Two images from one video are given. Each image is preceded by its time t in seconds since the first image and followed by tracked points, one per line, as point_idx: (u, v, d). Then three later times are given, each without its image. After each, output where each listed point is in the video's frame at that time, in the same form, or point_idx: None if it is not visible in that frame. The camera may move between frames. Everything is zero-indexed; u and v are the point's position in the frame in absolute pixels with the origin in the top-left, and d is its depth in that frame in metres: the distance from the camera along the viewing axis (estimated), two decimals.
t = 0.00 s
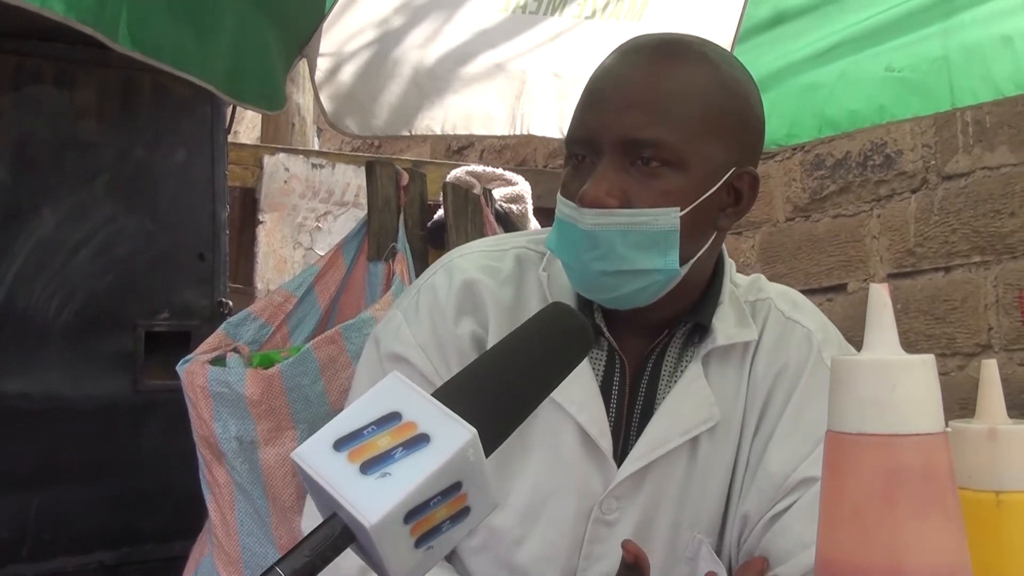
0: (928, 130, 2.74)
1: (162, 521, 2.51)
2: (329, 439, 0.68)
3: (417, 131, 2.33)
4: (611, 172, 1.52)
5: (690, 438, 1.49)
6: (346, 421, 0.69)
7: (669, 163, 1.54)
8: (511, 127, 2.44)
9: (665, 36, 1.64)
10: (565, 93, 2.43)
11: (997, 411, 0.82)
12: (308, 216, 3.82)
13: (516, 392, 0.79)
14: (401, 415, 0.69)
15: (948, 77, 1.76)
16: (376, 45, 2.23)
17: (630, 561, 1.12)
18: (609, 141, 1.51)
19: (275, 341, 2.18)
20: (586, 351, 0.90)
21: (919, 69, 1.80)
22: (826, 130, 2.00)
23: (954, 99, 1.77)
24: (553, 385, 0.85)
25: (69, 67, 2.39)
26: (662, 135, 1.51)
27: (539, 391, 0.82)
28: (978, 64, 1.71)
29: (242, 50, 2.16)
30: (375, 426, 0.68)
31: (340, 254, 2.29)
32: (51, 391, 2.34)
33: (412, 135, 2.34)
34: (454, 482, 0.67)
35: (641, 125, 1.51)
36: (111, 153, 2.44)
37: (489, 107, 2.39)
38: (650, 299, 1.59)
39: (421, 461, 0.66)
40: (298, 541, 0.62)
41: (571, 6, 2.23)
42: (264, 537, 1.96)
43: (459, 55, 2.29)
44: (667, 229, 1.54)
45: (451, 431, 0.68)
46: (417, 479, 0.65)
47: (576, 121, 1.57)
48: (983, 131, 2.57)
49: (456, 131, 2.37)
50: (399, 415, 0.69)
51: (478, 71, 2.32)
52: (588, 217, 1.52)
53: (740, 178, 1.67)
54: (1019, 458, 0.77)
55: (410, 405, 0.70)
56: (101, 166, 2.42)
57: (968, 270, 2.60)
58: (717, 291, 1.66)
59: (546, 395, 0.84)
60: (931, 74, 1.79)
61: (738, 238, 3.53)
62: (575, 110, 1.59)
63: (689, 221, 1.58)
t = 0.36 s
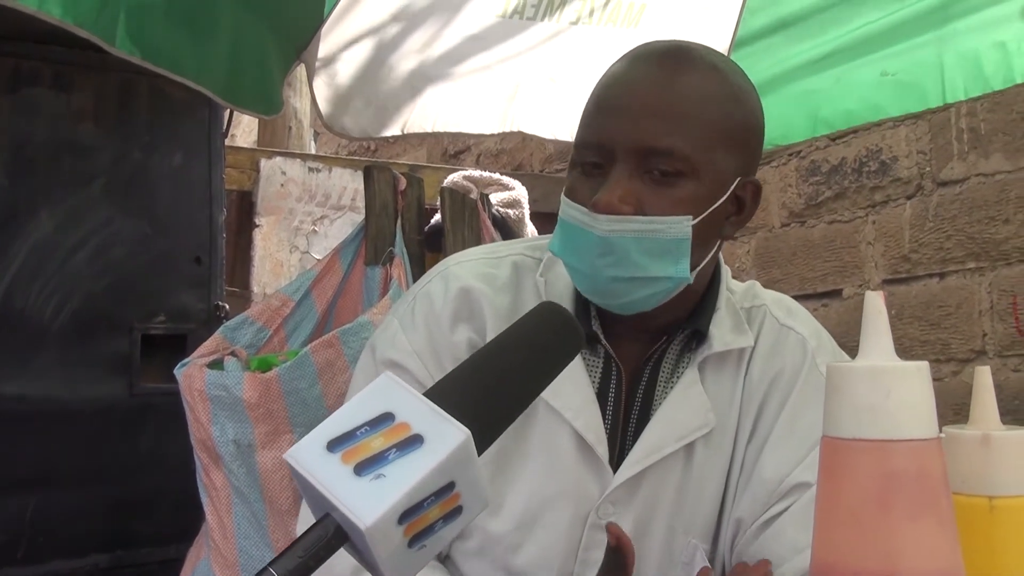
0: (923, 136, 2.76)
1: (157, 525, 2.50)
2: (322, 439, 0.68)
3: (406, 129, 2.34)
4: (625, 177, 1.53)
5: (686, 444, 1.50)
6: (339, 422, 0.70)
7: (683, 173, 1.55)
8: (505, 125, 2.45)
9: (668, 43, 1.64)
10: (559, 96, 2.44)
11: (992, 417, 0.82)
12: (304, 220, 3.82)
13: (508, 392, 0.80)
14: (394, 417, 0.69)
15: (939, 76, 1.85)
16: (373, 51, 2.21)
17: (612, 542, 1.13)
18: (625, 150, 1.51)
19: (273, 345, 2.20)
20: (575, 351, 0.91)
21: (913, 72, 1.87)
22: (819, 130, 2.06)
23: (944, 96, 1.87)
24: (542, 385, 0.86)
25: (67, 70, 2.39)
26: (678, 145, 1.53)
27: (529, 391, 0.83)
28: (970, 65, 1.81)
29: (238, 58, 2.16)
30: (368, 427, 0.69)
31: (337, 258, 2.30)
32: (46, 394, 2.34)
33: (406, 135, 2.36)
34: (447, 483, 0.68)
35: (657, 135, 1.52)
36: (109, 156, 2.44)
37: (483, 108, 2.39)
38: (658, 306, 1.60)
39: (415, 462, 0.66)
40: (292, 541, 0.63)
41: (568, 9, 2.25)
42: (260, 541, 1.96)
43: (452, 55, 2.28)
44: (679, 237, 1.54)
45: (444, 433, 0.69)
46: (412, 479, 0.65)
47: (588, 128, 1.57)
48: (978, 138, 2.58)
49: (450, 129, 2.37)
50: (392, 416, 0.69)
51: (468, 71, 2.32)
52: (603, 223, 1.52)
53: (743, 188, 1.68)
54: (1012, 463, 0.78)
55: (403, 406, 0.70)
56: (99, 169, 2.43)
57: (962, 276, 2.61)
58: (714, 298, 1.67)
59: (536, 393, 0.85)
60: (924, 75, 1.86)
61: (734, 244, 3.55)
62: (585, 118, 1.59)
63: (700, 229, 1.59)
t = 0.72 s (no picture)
0: (917, 140, 2.78)
1: (153, 529, 2.51)
2: (309, 439, 0.68)
3: (402, 134, 2.39)
4: (629, 184, 1.54)
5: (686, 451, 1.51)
6: (326, 423, 0.70)
7: (688, 177, 1.57)
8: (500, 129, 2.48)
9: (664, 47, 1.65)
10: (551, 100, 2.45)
11: (974, 417, 0.84)
12: (301, 224, 3.82)
13: (498, 388, 0.82)
14: (380, 417, 0.70)
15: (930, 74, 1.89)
16: (368, 55, 2.22)
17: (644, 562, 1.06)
18: (631, 155, 1.53)
19: (271, 348, 2.22)
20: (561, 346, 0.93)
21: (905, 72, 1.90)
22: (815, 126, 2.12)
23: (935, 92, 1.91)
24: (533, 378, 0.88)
25: (65, 75, 2.41)
26: (684, 152, 1.54)
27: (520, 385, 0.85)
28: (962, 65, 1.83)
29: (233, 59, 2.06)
30: (355, 427, 0.69)
31: (334, 262, 2.31)
32: (45, 398, 2.35)
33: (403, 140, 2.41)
34: (433, 481, 0.69)
35: (662, 140, 1.53)
36: (106, 161, 2.45)
37: (478, 113, 2.43)
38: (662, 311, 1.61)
39: (401, 461, 0.67)
40: (280, 541, 0.64)
41: (567, 9, 2.23)
42: (258, 543, 1.97)
43: (445, 60, 2.30)
44: (687, 241, 1.57)
45: (429, 433, 0.69)
46: (399, 478, 0.66)
47: (588, 134, 1.58)
48: (971, 142, 2.60)
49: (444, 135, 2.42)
50: (378, 416, 0.70)
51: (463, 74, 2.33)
52: (610, 228, 1.54)
53: (738, 195, 1.71)
54: (995, 463, 0.80)
55: (389, 407, 0.71)
56: (96, 174, 2.44)
57: (957, 280, 2.63)
58: (709, 305, 1.70)
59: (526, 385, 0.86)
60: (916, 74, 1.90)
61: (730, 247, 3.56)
62: (583, 124, 1.60)
63: (706, 232, 1.62)
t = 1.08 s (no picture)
0: (912, 140, 2.78)
1: (146, 526, 2.50)
2: (306, 437, 0.68)
3: (397, 131, 2.39)
4: (619, 183, 1.54)
5: (682, 453, 1.51)
6: (323, 420, 0.69)
7: (676, 177, 1.57)
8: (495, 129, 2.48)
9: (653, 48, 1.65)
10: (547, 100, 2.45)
11: (963, 416, 0.84)
12: (296, 222, 3.78)
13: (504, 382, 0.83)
14: (377, 413, 0.69)
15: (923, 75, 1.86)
16: (365, 53, 2.24)
17: None
18: (619, 155, 1.53)
19: (264, 346, 2.22)
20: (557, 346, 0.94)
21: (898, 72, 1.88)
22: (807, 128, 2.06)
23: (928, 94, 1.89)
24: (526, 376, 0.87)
25: (58, 73, 2.40)
26: (672, 151, 1.54)
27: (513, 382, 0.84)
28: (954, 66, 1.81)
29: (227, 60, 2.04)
30: (352, 424, 0.68)
31: (328, 260, 2.30)
32: (38, 396, 2.34)
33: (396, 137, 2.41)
34: (431, 478, 0.68)
35: (650, 140, 1.53)
36: (100, 158, 2.45)
37: (474, 112, 2.42)
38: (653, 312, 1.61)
39: (398, 459, 0.66)
40: (281, 536, 0.65)
41: (558, 15, 2.24)
42: (250, 541, 1.98)
43: (443, 60, 2.29)
44: (677, 243, 1.57)
45: (427, 430, 0.68)
46: (395, 474, 0.65)
47: (576, 134, 1.57)
48: (965, 142, 2.61)
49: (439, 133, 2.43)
50: (375, 413, 0.69)
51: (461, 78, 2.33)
52: (600, 231, 1.53)
53: (731, 194, 1.71)
54: (984, 461, 0.80)
55: (386, 404, 0.71)
56: (90, 171, 2.43)
57: (950, 280, 2.64)
58: (703, 302, 1.70)
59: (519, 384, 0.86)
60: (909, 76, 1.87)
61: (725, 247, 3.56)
62: (572, 123, 1.60)
63: (694, 233, 1.62)
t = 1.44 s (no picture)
0: (913, 137, 2.77)
1: (148, 527, 2.50)
2: (326, 438, 0.67)
3: (396, 131, 2.37)
4: (631, 162, 1.53)
5: (685, 453, 1.51)
6: (343, 420, 0.69)
7: (687, 159, 1.57)
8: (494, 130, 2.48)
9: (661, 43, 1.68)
10: (546, 102, 2.45)
11: (965, 415, 0.84)
12: (297, 222, 3.80)
13: (523, 387, 0.82)
14: (398, 414, 0.69)
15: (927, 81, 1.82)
16: (365, 52, 2.23)
17: None
18: (632, 134, 1.53)
19: (264, 346, 2.22)
20: (582, 346, 0.92)
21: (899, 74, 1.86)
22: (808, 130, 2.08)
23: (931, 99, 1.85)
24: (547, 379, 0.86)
25: (58, 73, 2.40)
26: (685, 133, 1.55)
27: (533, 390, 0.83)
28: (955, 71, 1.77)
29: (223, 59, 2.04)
30: (372, 425, 0.68)
31: (328, 260, 2.30)
32: (38, 399, 2.34)
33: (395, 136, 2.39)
34: (451, 480, 0.68)
35: (662, 119, 1.53)
36: (100, 159, 2.44)
37: (474, 112, 2.42)
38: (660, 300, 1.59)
39: (417, 460, 0.66)
40: (298, 537, 0.64)
41: (558, 14, 2.24)
42: (251, 541, 1.98)
43: (446, 58, 2.29)
44: (687, 226, 1.56)
45: (448, 431, 0.68)
46: (415, 477, 0.64)
47: (588, 115, 1.58)
48: (966, 139, 2.60)
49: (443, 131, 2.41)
50: (395, 413, 0.69)
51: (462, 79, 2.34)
52: (610, 209, 1.53)
53: (736, 190, 1.71)
54: (986, 458, 0.80)
55: (408, 405, 0.70)
56: (90, 172, 2.43)
57: (952, 277, 2.63)
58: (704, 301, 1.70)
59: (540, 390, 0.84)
60: (911, 79, 1.84)
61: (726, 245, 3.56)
62: (584, 107, 1.61)
63: (705, 220, 1.61)
